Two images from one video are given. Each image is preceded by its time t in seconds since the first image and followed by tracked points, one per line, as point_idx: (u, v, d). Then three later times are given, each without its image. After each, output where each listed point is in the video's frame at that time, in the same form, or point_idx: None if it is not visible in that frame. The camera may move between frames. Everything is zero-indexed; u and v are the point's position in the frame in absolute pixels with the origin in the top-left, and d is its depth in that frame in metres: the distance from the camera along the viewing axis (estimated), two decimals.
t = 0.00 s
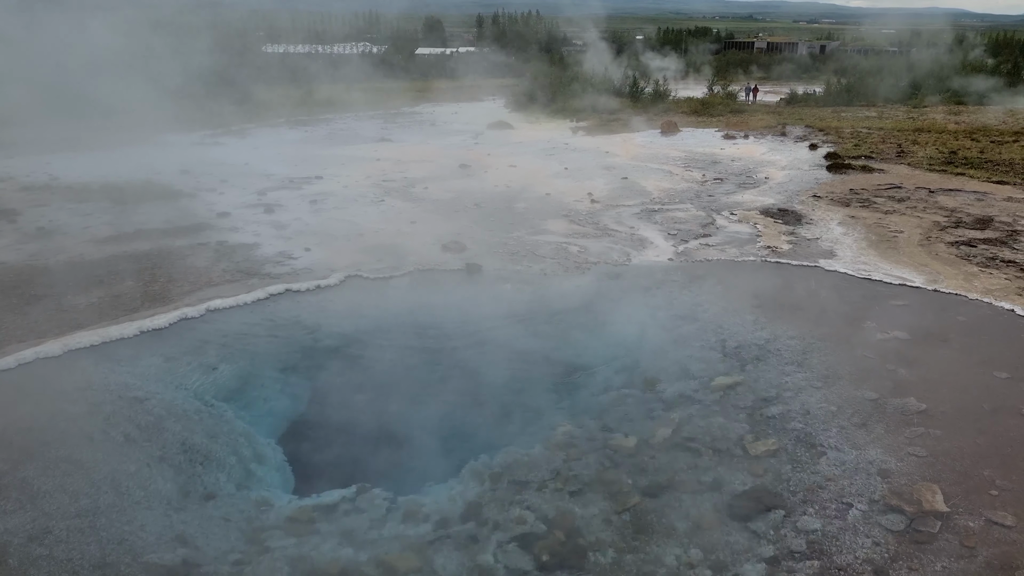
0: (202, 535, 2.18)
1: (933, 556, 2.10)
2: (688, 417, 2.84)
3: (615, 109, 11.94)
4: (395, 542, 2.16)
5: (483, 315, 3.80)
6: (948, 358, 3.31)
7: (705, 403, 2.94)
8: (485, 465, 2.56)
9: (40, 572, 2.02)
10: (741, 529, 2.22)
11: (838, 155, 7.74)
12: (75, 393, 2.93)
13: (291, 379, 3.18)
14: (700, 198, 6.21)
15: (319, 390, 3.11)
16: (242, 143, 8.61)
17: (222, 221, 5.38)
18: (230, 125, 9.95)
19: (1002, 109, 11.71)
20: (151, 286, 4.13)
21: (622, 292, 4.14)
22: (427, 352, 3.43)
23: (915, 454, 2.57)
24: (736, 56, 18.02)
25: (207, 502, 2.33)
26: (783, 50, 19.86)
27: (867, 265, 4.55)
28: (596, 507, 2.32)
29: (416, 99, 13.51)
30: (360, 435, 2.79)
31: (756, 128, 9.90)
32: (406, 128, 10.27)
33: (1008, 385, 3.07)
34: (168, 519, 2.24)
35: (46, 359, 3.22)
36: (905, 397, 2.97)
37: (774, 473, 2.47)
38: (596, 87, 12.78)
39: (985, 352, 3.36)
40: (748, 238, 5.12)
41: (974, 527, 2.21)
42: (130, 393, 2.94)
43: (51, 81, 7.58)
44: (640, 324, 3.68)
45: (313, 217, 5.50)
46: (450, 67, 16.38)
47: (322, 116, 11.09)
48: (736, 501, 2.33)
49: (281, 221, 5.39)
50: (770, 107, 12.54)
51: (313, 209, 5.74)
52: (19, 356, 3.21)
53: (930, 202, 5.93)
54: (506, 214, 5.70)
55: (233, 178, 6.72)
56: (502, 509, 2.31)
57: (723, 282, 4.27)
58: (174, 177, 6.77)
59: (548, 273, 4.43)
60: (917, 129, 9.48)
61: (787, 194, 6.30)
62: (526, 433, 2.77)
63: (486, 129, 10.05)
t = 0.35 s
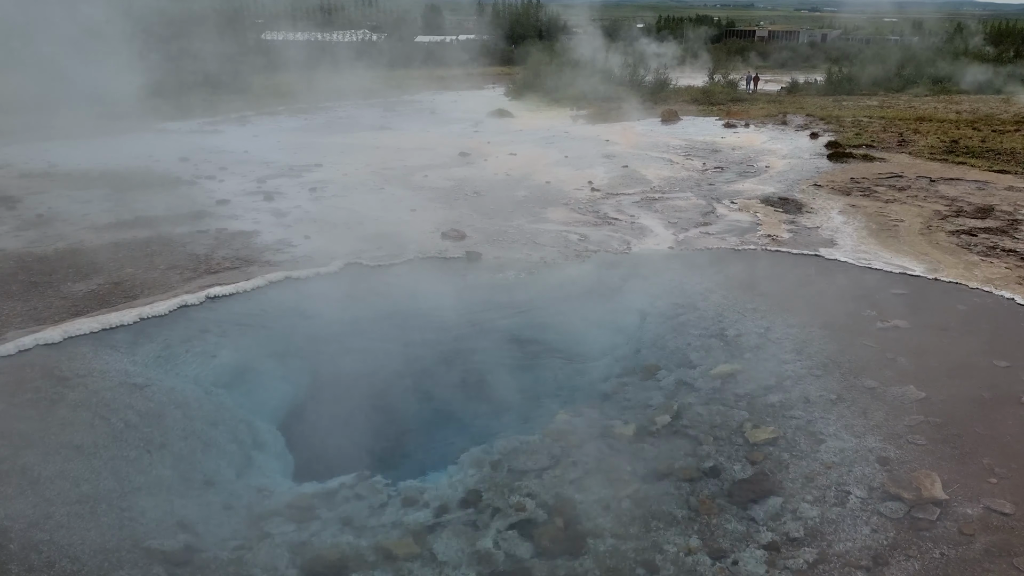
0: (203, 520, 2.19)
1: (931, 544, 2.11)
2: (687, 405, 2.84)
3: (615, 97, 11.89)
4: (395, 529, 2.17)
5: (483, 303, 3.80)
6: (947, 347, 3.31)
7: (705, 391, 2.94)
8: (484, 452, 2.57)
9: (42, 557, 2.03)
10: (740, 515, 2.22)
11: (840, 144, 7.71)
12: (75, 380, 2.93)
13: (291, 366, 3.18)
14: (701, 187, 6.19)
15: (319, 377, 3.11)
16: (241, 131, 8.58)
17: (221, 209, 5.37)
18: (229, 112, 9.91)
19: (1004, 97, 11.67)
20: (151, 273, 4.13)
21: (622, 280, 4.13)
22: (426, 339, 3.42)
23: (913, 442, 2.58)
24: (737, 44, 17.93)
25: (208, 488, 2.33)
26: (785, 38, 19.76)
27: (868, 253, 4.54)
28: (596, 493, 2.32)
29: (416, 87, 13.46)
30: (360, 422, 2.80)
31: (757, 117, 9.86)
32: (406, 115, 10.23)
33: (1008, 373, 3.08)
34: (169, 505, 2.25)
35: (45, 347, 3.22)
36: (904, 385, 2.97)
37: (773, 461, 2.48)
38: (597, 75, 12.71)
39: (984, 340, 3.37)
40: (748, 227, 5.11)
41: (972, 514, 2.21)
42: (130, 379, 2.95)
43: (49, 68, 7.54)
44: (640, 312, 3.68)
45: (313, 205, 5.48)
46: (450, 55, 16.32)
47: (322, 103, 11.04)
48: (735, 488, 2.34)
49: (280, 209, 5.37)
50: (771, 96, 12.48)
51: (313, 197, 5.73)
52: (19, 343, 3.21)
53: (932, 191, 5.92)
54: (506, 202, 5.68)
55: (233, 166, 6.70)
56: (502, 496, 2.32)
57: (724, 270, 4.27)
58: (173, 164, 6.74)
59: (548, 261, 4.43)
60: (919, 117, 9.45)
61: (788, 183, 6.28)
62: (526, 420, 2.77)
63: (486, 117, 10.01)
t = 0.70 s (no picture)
0: (203, 523, 2.18)
1: (933, 548, 2.10)
2: (689, 409, 2.84)
3: (617, 102, 11.90)
4: (396, 532, 2.16)
5: (484, 307, 3.79)
6: (949, 351, 3.31)
7: (706, 395, 2.94)
8: (485, 456, 2.56)
9: (42, 559, 2.03)
10: (741, 520, 2.22)
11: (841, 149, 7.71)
12: (76, 382, 2.93)
13: (291, 369, 3.17)
14: (702, 191, 6.19)
15: (320, 380, 3.10)
16: (243, 134, 8.60)
17: (222, 212, 5.37)
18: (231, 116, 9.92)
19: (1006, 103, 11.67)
20: (152, 276, 4.13)
21: (623, 284, 4.13)
22: (426, 342, 3.42)
23: (916, 447, 2.57)
24: (738, 49, 17.95)
25: (208, 491, 2.33)
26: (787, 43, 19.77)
27: (869, 258, 4.53)
28: (597, 498, 2.32)
29: (418, 91, 13.47)
30: (361, 425, 2.79)
31: (759, 122, 9.87)
32: (408, 119, 10.24)
33: (1011, 378, 3.07)
34: (169, 507, 2.25)
35: (46, 349, 3.22)
36: (906, 390, 2.96)
37: (775, 465, 2.47)
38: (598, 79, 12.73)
39: (986, 345, 3.36)
40: (750, 231, 5.11)
41: (974, 520, 2.21)
42: (130, 382, 2.95)
43: (53, 71, 7.55)
44: (641, 316, 3.68)
45: (315, 208, 5.49)
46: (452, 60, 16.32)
47: (324, 107, 11.05)
48: (737, 493, 2.33)
49: (281, 212, 5.38)
50: (772, 101, 12.49)
51: (314, 200, 5.73)
52: (21, 345, 3.21)
53: (934, 196, 5.91)
54: (507, 206, 5.68)
55: (234, 169, 6.71)
56: (503, 499, 2.31)
57: (725, 275, 4.26)
58: (175, 167, 6.75)
59: (549, 265, 4.43)
60: (920, 122, 9.44)
61: (789, 187, 6.28)
62: (527, 423, 2.76)
63: (487, 121, 10.02)
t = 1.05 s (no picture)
0: (204, 523, 2.19)
1: (935, 551, 2.10)
2: (690, 411, 2.84)
3: (620, 103, 11.90)
4: (396, 532, 2.16)
5: (485, 308, 3.79)
6: (952, 354, 3.30)
7: (708, 396, 2.94)
8: (486, 457, 2.56)
9: (43, 557, 2.03)
10: (742, 522, 2.21)
11: (844, 151, 7.70)
12: (78, 381, 2.93)
13: (292, 369, 3.18)
14: (705, 193, 6.18)
15: (321, 380, 3.10)
16: (246, 135, 8.62)
17: (225, 212, 5.38)
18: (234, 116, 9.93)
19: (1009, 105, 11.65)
20: (155, 275, 4.14)
21: (625, 285, 4.13)
22: (428, 343, 3.42)
23: (918, 450, 2.56)
24: (741, 52, 17.95)
25: (209, 490, 2.33)
26: (790, 46, 19.76)
27: (872, 261, 4.53)
28: (598, 499, 2.32)
29: (421, 92, 13.48)
30: (362, 425, 2.79)
31: (762, 124, 9.86)
32: (411, 120, 10.25)
33: (1013, 381, 3.06)
34: (170, 506, 2.25)
35: (49, 347, 3.23)
36: (908, 393, 2.96)
37: (776, 467, 2.47)
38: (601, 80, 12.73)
39: (990, 348, 3.35)
40: (752, 233, 5.11)
41: (977, 523, 2.20)
42: (132, 381, 2.95)
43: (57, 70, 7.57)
44: (642, 318, 3.67)
45: (317, 209, 5.50)
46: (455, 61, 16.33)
47: (327, 108, 11.07)
48: (738, 494, 2.33)
49: (284, 212, 5.39)
50: (775, 103, 12.48)
51: (317, 200, 5.74)
52: (24, 344, 3.22)
53: (937, 199, 5.91)
54: (510, 207, 5.69)
55: (237, 169, 6.72)
56: (504, 500, 2.31)
57: (727, 277, 4.26)
58: (178, 167, 6.76)
59: (551, 266, 4.43)
60: (923, 125, 9.43)
61: (792, 190, 6.27)
62: (528, 425, 2.76)
63: (490, 123, 10.03)
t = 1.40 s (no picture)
0: (204, 520, 2.19)
1: (936, 550, 2.09)
2: (691, 409, 2.83)
3: (622, 101, 11.89)
4: (397, 530, 2.16)
5: (486, 306, 3.79)
6: (953, 353, 3.29)
7: (709, 395, 2.93)
8: (486, 455, 2.56)
9: (43, 554, 2.03)
10: (743, 520, 2.21)
11: (846, 150, 7.69)
12: (78, 378, 2.94)
13: (293, 366, 3.17)
14: (707, 191, 6.18)
15: (322, 378, 3.10)
16: (248, 132, 8.62)
17: (226, 209, 5.38)
18: (235, 114, 9.93)
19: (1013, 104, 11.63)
20: (157, 273, 4.14)
21: (626, 283, 4.13)
22: (428, 341, 3.42)
23: (919, 448, 2.56)
24: (743, 51, 17.92)
25: (210, 488, 2.33)
26: (792, 45, 19.74)
27: (873, 260, 4.52)
28: (598, 497, 2.31)
29: (422, 90, 13.48)
30: (362, 423, 2.79)
31: (763, 123, 9.85)
32: (412, 118, 10.25)
33: (1015, 380, 3.06)
34: (170, 503, 2.25)
35: (50, 345, 3.23)
36: (909, 391, 2.95)
37: (777, 466, 2.46)
38: (603, 78, 12.72)
39: (991, 347, 3.34)
40: (753, 232, 5.10)
41: (977, 521, 2.20)
42: (133, 378, 2.95)
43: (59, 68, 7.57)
44: (643, 316, 3.67)
45: (318, 206, 5.50)
46: (456, 58, 16.31)
47: (329, 106, 11.07)
48: (738, 493, 2.33)
49: (285, 210, 5.39)
50: (777, 102, 12.47)
51: (318, 198, 5.74)
52: (24, 341, 3.22)
53: (939, 197, 5.89)
54: (511, 205, 5.68)
55: (238, 167, 6.72)
56: (504, 498, 2.31)
57: (729, 275, 4.25)
58: (179, 165, 6.76)
59: (552, 264, 4.43)
60: (925, 124, 9.41)
61: (794, 188, 6.27)
62: (528, 423, 2.76)
63: (492, 121, 10.02)
